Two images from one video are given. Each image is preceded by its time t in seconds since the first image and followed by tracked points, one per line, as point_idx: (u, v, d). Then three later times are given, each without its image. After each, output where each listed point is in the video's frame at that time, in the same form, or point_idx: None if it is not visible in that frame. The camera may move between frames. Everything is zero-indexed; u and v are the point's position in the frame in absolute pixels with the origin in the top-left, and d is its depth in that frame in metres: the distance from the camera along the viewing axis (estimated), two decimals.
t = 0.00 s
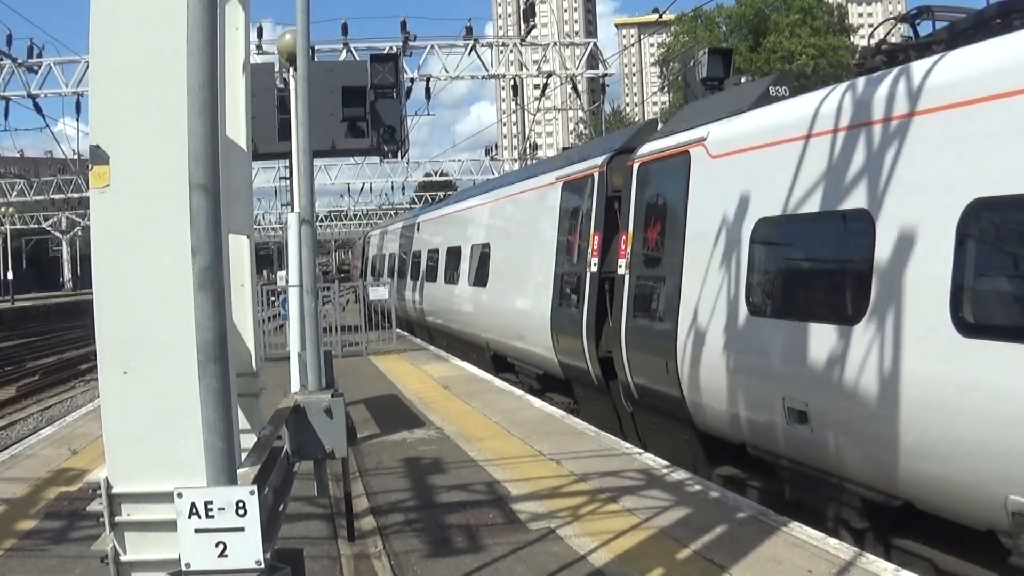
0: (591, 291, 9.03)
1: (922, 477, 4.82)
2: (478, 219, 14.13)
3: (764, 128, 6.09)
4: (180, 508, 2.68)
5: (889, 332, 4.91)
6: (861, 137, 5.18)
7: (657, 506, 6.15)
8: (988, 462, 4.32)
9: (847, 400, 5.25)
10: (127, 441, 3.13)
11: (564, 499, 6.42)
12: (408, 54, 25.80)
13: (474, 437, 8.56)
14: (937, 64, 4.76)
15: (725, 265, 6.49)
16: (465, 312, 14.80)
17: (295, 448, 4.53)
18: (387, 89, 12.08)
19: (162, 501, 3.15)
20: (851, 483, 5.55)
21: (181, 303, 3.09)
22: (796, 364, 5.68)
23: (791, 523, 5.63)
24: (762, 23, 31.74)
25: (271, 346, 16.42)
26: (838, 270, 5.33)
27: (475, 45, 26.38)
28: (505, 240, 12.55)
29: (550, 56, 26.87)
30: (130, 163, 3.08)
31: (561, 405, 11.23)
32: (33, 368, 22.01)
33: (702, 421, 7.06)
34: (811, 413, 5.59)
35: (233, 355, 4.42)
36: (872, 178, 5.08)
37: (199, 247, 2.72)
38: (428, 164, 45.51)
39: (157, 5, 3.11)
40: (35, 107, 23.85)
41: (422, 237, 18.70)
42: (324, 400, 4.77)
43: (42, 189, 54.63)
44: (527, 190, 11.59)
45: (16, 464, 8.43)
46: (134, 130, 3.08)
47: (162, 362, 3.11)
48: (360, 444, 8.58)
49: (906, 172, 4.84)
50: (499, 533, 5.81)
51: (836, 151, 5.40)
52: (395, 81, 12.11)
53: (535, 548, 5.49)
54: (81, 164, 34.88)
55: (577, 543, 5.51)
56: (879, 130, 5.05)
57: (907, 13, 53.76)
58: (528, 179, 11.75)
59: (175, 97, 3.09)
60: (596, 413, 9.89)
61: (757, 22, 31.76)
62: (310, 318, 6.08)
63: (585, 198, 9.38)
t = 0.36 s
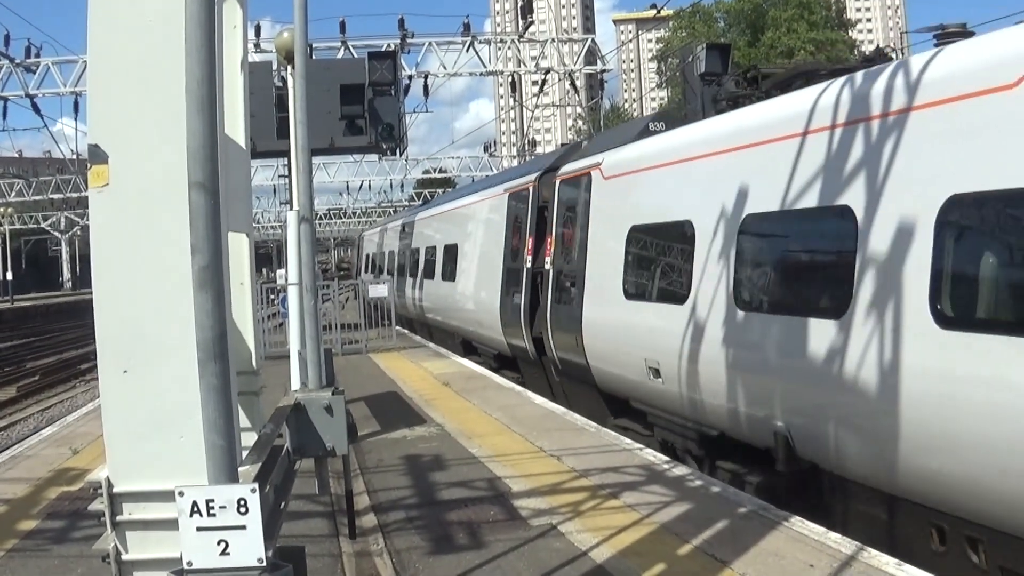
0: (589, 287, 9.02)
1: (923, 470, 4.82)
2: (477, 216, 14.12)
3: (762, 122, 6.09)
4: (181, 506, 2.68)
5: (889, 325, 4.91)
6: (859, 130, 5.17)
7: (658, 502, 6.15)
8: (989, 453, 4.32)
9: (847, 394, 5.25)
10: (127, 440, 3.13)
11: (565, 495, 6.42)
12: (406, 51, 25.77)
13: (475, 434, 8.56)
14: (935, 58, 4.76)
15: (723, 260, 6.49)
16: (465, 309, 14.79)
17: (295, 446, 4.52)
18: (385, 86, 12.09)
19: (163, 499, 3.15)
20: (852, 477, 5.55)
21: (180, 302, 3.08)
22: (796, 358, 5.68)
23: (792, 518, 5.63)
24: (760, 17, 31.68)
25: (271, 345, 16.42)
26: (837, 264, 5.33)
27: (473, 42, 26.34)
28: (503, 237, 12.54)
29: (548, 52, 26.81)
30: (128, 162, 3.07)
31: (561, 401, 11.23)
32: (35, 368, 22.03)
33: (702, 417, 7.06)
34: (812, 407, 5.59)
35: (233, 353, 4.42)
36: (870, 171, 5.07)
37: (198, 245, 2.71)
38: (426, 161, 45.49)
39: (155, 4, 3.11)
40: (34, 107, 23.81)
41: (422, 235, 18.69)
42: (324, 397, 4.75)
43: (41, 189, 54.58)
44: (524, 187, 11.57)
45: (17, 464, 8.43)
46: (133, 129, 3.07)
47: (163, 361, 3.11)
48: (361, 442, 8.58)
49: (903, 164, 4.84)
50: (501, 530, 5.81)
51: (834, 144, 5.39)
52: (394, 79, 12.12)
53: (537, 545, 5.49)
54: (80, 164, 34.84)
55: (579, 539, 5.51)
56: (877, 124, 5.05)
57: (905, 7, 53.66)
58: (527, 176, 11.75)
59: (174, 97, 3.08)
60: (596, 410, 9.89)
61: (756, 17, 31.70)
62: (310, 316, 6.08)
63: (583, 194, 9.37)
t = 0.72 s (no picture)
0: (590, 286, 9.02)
1: (921, 472, 4.82)
2: (478, 213, 14.12)
3: (763, 121, 6.09)
4: (180, 502, 2.68)
5: (889, 326, 4.91)
6: (861, 129, 5.17)
7: (657, 501, 6.15)
8: (988, 455, 4.32)
9: (846, 394, 5.25)
10: (126, 434, 3.13)
11: (563, 493, 6.43)
12: (409, 48, 25.74)
13: (474, 432, 8.56)
14: (937, 59, 4.76)
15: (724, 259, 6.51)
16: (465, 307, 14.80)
17: (295, 442, 4.54)
18: (387, 83, 12.07)
19: (162, 494, 3.15)
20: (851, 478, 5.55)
21: (182, 295, 3.09)
22: (796, 359, 5.68)
23: (790, 519, 5.64)
24: (764, 16, 31.63)
25: (271, 341, 16.43)
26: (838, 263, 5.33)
27: (476, 39, 26.31)
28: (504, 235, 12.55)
29: (551, 50, 26.76)
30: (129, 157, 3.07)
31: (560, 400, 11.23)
32: (35, 361, 22.06)
33: (702, 416, 7.06)
34: (811, 407, 5.59)
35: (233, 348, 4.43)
36: (871, 172, 5.07)
37: (199, 240, 2.71)
38: (428, 158, 45.48)
39: None
40: (36, 100, 23.81)
41: (423, 232, 18.68)
42: (324, 393, 4.74)
43: (43, 182, 54.57)
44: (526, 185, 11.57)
45: (16, 457, 8.45)
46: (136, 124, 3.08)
47: (163, 356, 3.11)
48: (360, 439, 8.59)
49: (904, 164, 4.84)
50: (499, 528, 5.81)
51: (835, 144, 5.39)
52: (396, 76, 12.09)
53: (535, 543, 5.50)
54: (82, 157, 34.83)
55: (577, 538, 5.51)
56: (879, 124, 5.04)
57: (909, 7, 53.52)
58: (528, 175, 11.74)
59: (177, 92, 3.09)
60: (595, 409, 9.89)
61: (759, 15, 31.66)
62: (310, 312, 6.08)
63: (584, 193, 9.37)
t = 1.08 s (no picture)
0: (592, 288, 9.02)
1: (925, 472, 4.82)
2: (479, 215, 14.12)
3: (764, 122, 6.08)
4: (184, 506, 2.67)
5: (891, 326, 4.91)
6: (862, 129, 5.17)
7: (661, 503, 6.15)
8: (991, 455, 4.32)
9: (849, 395, 5.24)
10: (130, 438, 3.13)
11: (566, 495, 6.42)
12: (409, 50, 25.77)
13: (477, 434, 8.56)
14: (938, 59, 4.75)
15: (726, 260, 6.51)
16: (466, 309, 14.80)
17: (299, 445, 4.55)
18: (388, 86, 12.06)
19: (164, 499, 3.14)
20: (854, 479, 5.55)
21: (184, 298, 3.09)
22: (798, 360, 5.68)
23: (794, 520, 5.63)
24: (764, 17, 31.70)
25: (273, 344, 16.43)
26: (840, 263, 5.32)
27: (476, 42, 26.35)
28: (504, 237, 12.55)
29: (552, 52, 26.80)
30: (131, 161, 3.07)
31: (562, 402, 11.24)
32: (36, 365, 22.04)
33: (704, 418, 7.07)
34: (814, 408, 5.58)
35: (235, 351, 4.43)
36: (873, 171, 5.06)
37: (202, 243, 2.71)
38: (429, 160, 45.51)
39: (159, 2, 3.11)
40: (37, 104, 23.82)
41: (424, 234, 18.70)
42: (328, 397, 4.74)
43: (45, 187, 54.60)
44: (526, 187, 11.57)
45: (19, 461, 8.44)
46: (138, 128, 3.08)
47: (166, 359, 3.11)
48: (363, 441, 8.58)
49: (906, 163, 4.83)
50: (503, 530, 5.81)
51: (836, 144, 5.39)
52: (397, 79, 12.09)
53: (539, 545, 5.50)
54: (83, 160, 34.84)
55: (581, 540, 5.51)
56: (880, 124, 5.04)
57: (909, 7, 53.57)
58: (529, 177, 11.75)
59: (179, 95, 3.09)
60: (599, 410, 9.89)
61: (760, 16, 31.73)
62: (312, 315, 6.09)
63: (585, 195, 9.36)
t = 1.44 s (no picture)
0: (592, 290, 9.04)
1: (926, 475, 4.82)
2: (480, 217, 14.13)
3: (765, 126, 6.08)
4: (186, 508, 2.68)
5: (892, 329, 4.90)
6: (864, 133, 5.17)
7: (662, 505, 6.15)
8: (991, 457, 4.33)
9: (851, 398, 5.24)
10: (133, 440, 3.14)
11: (568, 498, 6.41)
12: (412, 53, 25.78)
13: (478, 437, 8.56)
14: (940, 63, 4.75)
15: (727, 262, 6.51)
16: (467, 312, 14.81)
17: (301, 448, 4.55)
18: (390, 88, 12.10)
19: (166, 501, 3.14)
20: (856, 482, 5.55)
21: (187, 300, 3.09)
22: (800, 362, 5.68)
23: (796, 522, 5.63)
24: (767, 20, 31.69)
25: (275, 346, 16.44)
26: (842, 266, 5.32)
27: (479, 44, 26.36)
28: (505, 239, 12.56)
29: (554, 54, 26.82)
30: (134, 163, 3.08)
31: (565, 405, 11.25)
32: (38, 366, 22.06)
33: (706, 421, 7.06)
34: (816, 410, 5.58)
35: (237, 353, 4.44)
36: (875, 175, 5.07)
37: (205, 247, 2.72)
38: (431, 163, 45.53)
39: (163, 6, 3.12)
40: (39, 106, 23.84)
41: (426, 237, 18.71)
42: (329, 398, 4.74)
43: (48, 188, 54.57)
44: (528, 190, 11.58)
45: (21, 463, 8.45)
46: (141, 131, 3.08)
47: (169, 363, 3.11)
48: (364, 444, 8.59)
49: (908, 167, 4.84)
50: (504, 532, 5.81)
51: (838, 147, 5.39)
52: (399, 81, 12.13)
53: (541, 547, 5.50)
54: (85, 162, 34.88)
55: (582, 542, 5.51)
56: (882, 128, 5.04)
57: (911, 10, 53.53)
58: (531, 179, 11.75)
59: (183, 99, 3.09)
60: (600, 411, 9.91)
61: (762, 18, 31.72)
62: (314, 317, 6.09)
63: (586, 198, 9.36)
